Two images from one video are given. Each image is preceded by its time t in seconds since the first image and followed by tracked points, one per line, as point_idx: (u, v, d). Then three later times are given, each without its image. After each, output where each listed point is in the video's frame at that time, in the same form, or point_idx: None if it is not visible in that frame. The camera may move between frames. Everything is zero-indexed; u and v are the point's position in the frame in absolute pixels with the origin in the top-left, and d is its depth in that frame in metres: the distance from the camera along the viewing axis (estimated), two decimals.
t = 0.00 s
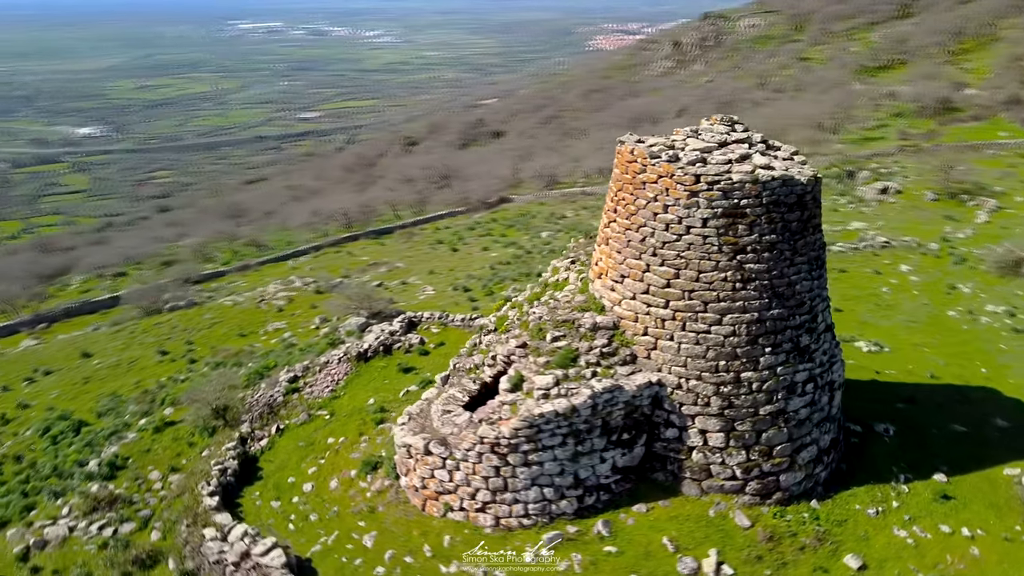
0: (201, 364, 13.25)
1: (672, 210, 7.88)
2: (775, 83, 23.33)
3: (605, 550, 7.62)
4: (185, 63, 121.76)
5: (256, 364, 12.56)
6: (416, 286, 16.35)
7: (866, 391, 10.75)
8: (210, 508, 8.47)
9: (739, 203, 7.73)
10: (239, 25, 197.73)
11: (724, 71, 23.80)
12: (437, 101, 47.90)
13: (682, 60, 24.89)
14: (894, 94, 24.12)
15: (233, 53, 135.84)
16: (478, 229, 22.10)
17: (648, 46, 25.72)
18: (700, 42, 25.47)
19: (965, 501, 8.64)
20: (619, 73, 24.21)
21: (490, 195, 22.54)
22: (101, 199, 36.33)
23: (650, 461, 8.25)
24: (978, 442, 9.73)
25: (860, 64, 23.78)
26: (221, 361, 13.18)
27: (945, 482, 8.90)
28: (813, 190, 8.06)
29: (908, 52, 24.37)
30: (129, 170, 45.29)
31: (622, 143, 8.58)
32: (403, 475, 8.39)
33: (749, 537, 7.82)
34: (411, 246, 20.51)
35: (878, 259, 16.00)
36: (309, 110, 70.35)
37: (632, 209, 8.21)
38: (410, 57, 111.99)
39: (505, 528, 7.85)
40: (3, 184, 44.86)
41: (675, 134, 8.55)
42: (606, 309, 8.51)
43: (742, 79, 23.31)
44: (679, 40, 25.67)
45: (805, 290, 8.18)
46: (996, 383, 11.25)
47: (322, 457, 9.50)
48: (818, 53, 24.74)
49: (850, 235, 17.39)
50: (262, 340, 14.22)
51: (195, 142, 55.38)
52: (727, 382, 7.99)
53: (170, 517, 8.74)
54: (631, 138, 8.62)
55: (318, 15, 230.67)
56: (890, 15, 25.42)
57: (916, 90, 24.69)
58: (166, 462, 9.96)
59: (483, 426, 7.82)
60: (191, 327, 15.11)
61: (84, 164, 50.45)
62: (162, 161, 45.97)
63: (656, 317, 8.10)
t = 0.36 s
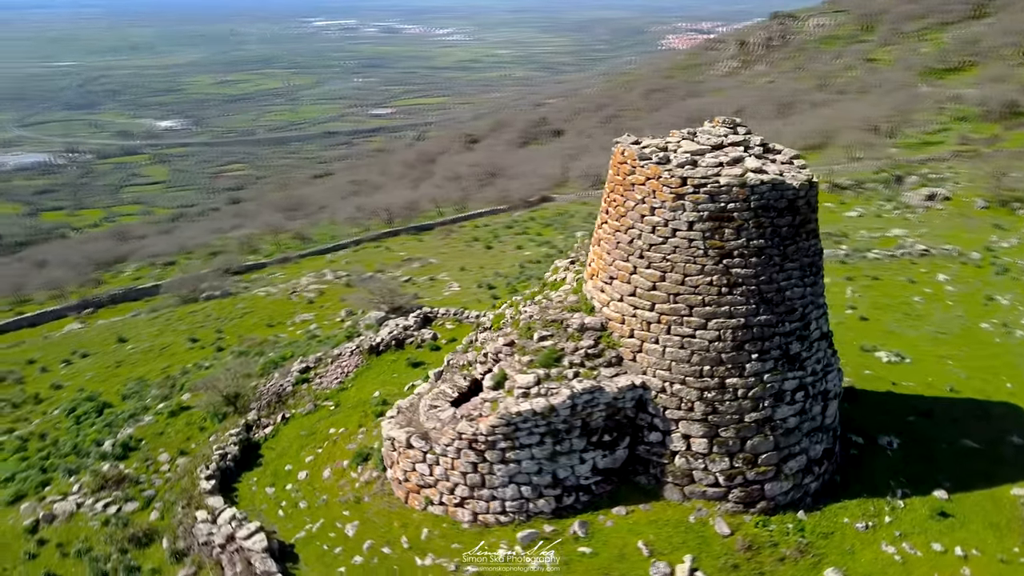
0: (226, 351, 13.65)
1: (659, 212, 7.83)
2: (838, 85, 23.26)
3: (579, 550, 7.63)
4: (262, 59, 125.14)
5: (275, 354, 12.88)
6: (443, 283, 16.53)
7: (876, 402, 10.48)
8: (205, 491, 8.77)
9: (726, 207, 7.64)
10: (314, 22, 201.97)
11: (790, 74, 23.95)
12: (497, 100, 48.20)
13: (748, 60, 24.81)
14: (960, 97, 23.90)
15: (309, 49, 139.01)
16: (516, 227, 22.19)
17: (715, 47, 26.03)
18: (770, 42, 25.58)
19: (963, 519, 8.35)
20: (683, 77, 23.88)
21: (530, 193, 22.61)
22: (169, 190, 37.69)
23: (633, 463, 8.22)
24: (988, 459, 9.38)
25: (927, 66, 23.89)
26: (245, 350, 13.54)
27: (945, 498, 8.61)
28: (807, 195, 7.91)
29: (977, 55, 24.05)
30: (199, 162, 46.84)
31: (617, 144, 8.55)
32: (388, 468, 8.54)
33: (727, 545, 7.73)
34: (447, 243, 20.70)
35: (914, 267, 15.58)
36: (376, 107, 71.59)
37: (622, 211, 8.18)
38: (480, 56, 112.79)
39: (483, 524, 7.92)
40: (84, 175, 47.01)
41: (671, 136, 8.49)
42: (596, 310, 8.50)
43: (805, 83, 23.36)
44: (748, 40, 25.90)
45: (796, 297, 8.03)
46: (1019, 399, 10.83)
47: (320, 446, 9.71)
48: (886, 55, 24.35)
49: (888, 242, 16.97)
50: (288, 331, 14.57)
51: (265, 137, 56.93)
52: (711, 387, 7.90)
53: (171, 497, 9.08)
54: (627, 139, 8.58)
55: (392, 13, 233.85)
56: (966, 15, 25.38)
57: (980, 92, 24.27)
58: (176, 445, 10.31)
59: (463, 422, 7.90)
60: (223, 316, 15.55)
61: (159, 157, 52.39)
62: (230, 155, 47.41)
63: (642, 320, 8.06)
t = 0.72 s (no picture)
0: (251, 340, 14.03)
1: (644, 214, 7.80)
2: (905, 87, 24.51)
3: (553, 549, 7.66)
4: (337, 56, 127.82)
5: (295, 344, 13.19)
6: (471, 280, 16.66)
7: (887, 414, 10.19)
8: (203, 474, 9.08)
9: (712, 210, 7.56)
10: (390, 20, 205.03)
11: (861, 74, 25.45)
12: (559, 99, 48.29)
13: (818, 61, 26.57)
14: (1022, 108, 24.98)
15: (383, 47, 141.38)
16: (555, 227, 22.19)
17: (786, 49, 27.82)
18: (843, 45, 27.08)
19: (960, 537, 8.08)
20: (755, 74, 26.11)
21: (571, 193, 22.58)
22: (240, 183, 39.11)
23: (615, 465, 8.19)
24: (997, 477, 9.04)
25: (997, 68, 24.50)
26: (270, 339, 13.88)
27: (943, 515, 8.34)
28: (799, 199, 7.76)
29: None
30: (267, 157, 48.19)
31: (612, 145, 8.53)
32: (377, 460, 8.70)
33: (704, 552, 7.65)
34: (483, 241, 20.82)
35: (952, 276, 15.07)
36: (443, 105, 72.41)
37: (611, 212, 8.17)
38: (550, 54, 112.82)
39: (462, 519, 8.00)
40: (160, 166, 48.89)
41: (666, 137, 8.43)
42: (585, 311, 8.51)
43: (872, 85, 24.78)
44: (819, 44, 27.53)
45: (786, 303, 7.89)
46: None
47: (320, 435, 9.92)
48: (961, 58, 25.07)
49: (929, 250, 16.49)
50: (315, 323, 14.88)
51: (333, 133, 58.19)
52: (694, 392, 7.83)
53: (173, 479, 9.42)
54: (622, 139, 8.55)
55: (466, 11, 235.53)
56: None
57: None
58: (189, 429, 10.66)
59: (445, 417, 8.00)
60: (256, 306, 15.96)
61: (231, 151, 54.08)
62: (299, 150, 48.64)
63: (627, 322, 8.03)
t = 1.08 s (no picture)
0: (278, 332, 14.37)
1: (628, 216, 7.77)
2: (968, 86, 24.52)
3: (526, 548, 7.70)
4: (409, 55, 129.62)
5: (314, 337, 13.47)
6: (498, 278, 16.77)
7: (895, 428, 9.91)
8: (203, 458, 9.38)
9: (694, 214, 7.49)
10: (463, 19, 206.75)
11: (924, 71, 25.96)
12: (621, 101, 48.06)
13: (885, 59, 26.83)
14: None
15: (456, 45, 142.74)
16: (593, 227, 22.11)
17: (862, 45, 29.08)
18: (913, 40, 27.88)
19: (950, 556, 7.82)
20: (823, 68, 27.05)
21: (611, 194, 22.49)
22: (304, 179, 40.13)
23: (597, 467, 8.18)
24: (1001, 497, 8.71)
25: None
26: (294, 331, 14.21)
27: (936, 532, 8.08)
28: (787, 204, 7.62)
29: None
30: (332, 154, 49.26)
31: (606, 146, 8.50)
32: (365, 451, 8.86)
33: (678, 558, 7.59)
34: (519, 240, 20.90)
35: (991, 288, 14.56)
36: (511, 104, 72.84)
37: (599, 214, 8.17)
38: (626, 54, 112.24)
39: (441, 513, 8.10)
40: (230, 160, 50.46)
41: (660, 139, 8.38)
42: (574, 311, 8.52)
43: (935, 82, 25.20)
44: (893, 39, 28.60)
45: (772, 309, 7.76)
46: None
47: (321, 426, 10.13)
48: None
49: (970, 260, 15.94)
50: (341, 316, 15.17)
51: (399, 132, 59.13)
52: (675, 396, 7.77)
53: (178, 462, 9.76)
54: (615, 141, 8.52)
55: (539, 11, 235.83)
56: None
57: None
58: (202, 415, 11.01)
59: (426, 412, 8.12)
60: (287, 299, 16.35)
61: (298, 147, 55.43)
62: (363, 149, 49.59)
63: (611, 324, 8.02)
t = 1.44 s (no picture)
0: (303, 324, 14.70)
1: (612, 219, 7.75)
2: None
3: (501, 545, 7.76)
4: (479, 55, 130.58)
5: (334, 330, 13.75)
6: (524, 277, 16.83)
7: (900, 443, 9.64)
8: (206, 443, 9.71)
9: (677, 217, 7.42)
10: (535, 19, 207.13)
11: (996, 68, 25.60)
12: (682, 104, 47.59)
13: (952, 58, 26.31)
14: None
15: (526, 45, 143.09)
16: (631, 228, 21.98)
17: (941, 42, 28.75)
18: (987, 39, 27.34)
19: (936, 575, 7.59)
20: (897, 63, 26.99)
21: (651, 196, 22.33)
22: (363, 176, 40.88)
23: (578, 468, 8.18)
24: (1003, 519, 8.40)
25: None
26: (318, 325, 14.50)
27: (925, 551, 7.85)
28: (773, 209, 7.50)
29: None
30: (395, 153, 49.99)
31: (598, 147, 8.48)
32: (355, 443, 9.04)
33: (650, 563, 7.54)
34: (555, 240, 20.93)
35: None
36: (578, 105, 72.86)
37: (586, 215, 8.17)
38: (697, 55, 110.87)
39: (422, 507, 8.22)
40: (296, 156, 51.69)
41: (652, 141, 8.33)
42: (562, 312, 8.54)
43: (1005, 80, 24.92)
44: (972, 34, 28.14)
45: (756, 316, 7.64)
46: None
47: (323, 416, 10.33)
48: None
49: (1013, 273, 15.35)
50: (367, 311, 15.44)
51: (463, 132, 59.72)
52: (655, 400, 7.72)
53: (185, 446, 10.09)
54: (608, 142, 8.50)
55: (614, 11, 234.40)
56: None
57: None
58: (215, 402, 11.35)
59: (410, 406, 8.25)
60: (318, 292, 16.71)
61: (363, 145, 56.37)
62: (425, 148, 50.27)
63: (595, 326, 8.01)
